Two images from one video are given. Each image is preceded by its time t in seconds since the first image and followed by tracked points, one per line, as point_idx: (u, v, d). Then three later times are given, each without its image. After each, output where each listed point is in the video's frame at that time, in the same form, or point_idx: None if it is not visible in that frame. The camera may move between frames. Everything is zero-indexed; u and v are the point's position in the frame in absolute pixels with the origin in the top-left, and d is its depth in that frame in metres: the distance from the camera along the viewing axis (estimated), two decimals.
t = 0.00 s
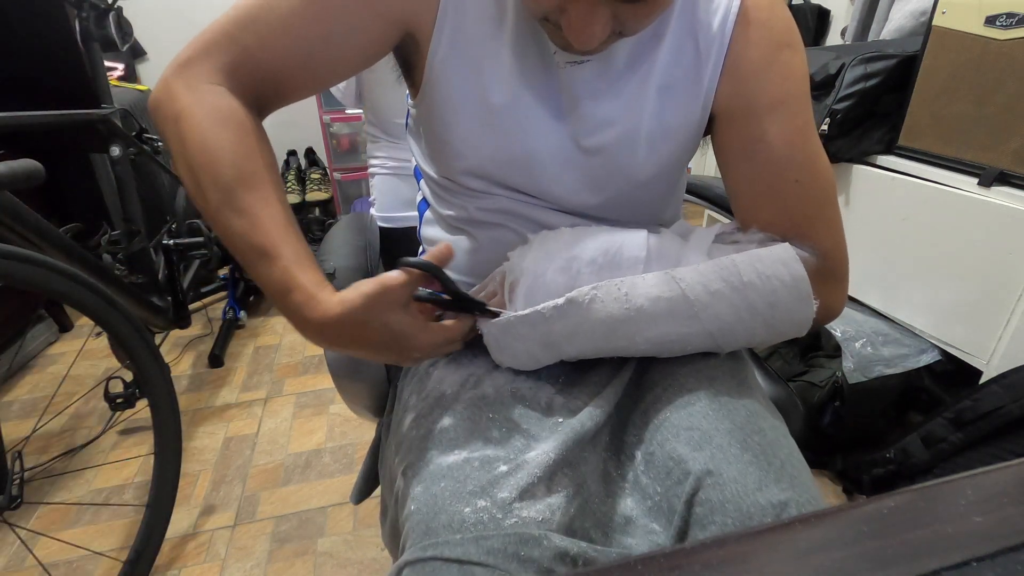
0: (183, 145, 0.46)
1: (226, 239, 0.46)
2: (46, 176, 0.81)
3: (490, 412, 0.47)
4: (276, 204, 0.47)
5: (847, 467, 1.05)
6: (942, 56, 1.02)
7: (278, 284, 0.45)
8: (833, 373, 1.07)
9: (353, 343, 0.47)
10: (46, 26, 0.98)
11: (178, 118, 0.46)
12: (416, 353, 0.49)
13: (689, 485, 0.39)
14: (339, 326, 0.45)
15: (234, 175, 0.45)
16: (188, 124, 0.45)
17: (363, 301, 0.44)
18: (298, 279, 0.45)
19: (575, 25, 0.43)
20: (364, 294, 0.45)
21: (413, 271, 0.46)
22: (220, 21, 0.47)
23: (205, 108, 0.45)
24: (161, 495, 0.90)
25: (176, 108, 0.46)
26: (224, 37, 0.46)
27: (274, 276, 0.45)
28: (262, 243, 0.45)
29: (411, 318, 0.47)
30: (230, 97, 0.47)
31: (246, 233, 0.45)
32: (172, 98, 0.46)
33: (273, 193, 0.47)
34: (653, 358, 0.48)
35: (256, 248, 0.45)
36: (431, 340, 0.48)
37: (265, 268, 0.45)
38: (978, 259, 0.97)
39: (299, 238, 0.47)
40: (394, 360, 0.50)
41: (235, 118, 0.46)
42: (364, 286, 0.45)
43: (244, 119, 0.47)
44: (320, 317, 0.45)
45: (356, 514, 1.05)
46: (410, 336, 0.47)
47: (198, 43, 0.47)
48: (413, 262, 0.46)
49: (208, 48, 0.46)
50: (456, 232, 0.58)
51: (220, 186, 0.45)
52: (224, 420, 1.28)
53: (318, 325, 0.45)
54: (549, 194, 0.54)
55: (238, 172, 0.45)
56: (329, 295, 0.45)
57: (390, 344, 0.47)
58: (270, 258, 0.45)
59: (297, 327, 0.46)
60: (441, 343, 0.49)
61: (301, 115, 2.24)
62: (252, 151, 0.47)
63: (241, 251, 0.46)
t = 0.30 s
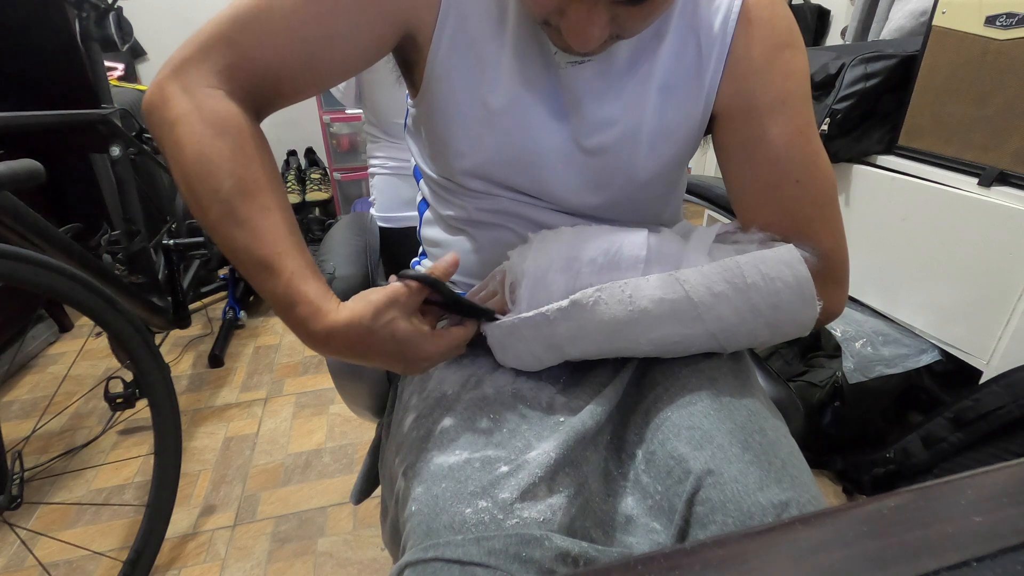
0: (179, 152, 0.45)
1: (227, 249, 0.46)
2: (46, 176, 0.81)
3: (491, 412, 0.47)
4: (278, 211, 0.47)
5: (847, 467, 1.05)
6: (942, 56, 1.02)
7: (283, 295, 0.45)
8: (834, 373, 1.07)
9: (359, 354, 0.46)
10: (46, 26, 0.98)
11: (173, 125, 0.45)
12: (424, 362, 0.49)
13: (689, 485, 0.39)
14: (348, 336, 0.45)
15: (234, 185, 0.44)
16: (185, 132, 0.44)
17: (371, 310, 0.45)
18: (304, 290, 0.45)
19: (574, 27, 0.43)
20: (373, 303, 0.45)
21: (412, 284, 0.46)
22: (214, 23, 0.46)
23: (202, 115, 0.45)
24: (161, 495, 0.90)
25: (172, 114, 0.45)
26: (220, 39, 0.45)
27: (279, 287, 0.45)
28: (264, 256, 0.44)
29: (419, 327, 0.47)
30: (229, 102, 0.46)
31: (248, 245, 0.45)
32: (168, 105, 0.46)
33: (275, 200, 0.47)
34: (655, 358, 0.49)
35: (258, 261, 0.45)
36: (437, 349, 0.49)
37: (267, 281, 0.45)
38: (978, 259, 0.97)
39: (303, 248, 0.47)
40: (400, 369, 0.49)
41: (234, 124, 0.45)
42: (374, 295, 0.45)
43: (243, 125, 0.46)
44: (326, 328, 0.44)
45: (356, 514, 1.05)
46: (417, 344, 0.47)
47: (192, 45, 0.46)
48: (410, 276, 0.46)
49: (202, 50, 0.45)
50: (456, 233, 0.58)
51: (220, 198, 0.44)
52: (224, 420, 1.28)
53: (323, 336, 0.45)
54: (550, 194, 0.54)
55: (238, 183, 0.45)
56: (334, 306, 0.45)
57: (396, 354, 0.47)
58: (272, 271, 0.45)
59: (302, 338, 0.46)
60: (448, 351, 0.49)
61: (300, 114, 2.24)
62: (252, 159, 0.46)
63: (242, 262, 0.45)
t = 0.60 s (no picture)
0: (180, 146, 0.44)
1: (230, 243, 0.45)
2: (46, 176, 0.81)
3: (490, 412, 0.47)
4: (279, 202, 0.46)
5: (847, 467, 1.05)
6: (942, 56, 1.02)
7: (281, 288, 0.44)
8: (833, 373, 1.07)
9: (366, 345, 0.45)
10: (47, 26, 0.98)
11: (173, 120, 0.45)
12: (429, 352, 0.49)
13: (689, 485, 0.39)
14: (358, 324, 0.44)
15: (239, 177, 0.44)
16: (184, 125, 0.44)
17: (383, 299, 0.44)
18: (308, 279, 0.44)
19: (575, 26, 0.43)
20: (382, 293, 0.44)
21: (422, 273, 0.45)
22: (214, 20, 0.46)
23: (203, 109, 0.44)
24: (161, 495, 0.90)
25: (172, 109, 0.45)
26: (220, 36, 0.45)
27: (281, 279, 0.43)
28: (270, 246, 0.43)
29: (426, 317, 0.47)
30: (229, 98, 0.46)
31: (254, 236, 0.43)
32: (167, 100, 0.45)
33: (275, 193, 0.46)
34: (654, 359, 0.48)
35: (264, 252, 0.43)
36: (443, 337, 0.49)
37: (270, 274, 0.44)
38: (978, 260, 0.97)
39: (303, 239, 0.46)
40: (403, 361, 0.49)
41: (235, 119, 0.45)
42: (382, 286, 0.44)
43: (243, 120, 0.46)
44: (337, 318, 0.43)
45: (356, 514, 1.04)
46: (425, 332, 0.47)
47: (191, 42, 0.46)
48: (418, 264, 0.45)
49: (202, 46, 0.45)
50: (456, 232, 0.58)
51: (224, 190, 0.43)
52: (224, 420, 1.28)
53: (333, 326, 0.43)
54: (550, 194, 0.54)
55: (243, 174, 0.44)
56: (341, 297, 0.44)
57: (405, 343, 0.47)
58: (279, 261, 0.43)
59: (306, 330, 0.45)
60: (452, 342, 0.50)
61: (300, 115, 2.24)
62: (254, 153, 0.45)
63: (247, 255, 0.44)
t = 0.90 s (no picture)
0: (177, 144, 0.44)
1: (227, 243, 0.45)
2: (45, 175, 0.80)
3: (491, 412, 0.47)
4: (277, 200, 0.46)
5: (847, 467, 1.05)
6: (942, 56, 1.02)
7: (278, 286, 0.43)
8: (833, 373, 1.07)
9: (362, 348, 0.45)
10: (47, 25, 0.98)
11: (170, 117, 0.45)
12: (424, 360, 0.48)
13: (689, 485, 0.39)
14: (351, 329, 0.43)
15: (235, 176, 0.44)
16: (181, 122, 0.44)
17: (379, 303, 0.44)
18: (304, 281, 0.44)
19: (577, 26, 0.43)
20: (382, 293, 0.45)
21: (416, 281, 0.47)
22: (212, 18, 0.46)
23: (200, 107, 0.44)
24: (161, 495, 0.90)
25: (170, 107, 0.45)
26: (219, 33, 0.45)
27: (277, 279, 0.43)
28: (266, 246, 0.43)
29: (423, 324, 0.47)
30: (228, 95, 0.46)
31: (250, 235, 0.43)
32: (165, 98, 0.45)
33: (274, 191, 0.46)
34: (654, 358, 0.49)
35: (260, 252, 0.43)
36: (439, 346, 0.48)
37: (266, 273, 0.44)
38: (979, 259, 0.97)
39: (300, 239, 0.46)
40: (400, 369, 0.48)
41: (232, 117, 0.45)
42: (382, 287, 0.45)
43: (241, 118, 0.46)
44: (334, 317, 0.43)
45: (356, 514, 1.04)
46: (420, 340, 0.46)
47: (189, 39, 0.46)
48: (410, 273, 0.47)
49: (201, 43, 0.45)
50: (456, 232, 0.58)
51: (220, 188, 0.43)
52: (224, 420, 1.28)
53: (330, 326, 0.43)
54: (551, 194, 0.54)
55: (238, 173, 0.44)
56: (340, 297, 0.44)
57: (399, 351, 0.46)
58: (275, 262, 0.43)
59: (303, 333, 0.44)
60: (448, 348, 0.49)
61: (300, 115, 2.24)
62: (252, 153, 0.45)
63: (243, 256, 0.44)
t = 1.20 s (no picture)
0: (183, 144, 0.44)
1: (232, 238, 0.44)
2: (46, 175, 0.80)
3: (491, 412, 0.47)
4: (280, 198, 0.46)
5: (847, 467, 1.05)
6: (942, 56, 1.02)
7: (285, 283, 0.44)
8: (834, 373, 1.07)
9: (371, 343, 0.45)
10: (47, 26, 0.98)
11: (174, 117, 0.45)
12: (433, 352, 0.48)
13: (689, 485, 0.39)
14: (360, 321, 0.44)
15: (242, 174, 0.44)
16: (185, 122, 0.44)
17: (389, 295, 0.44)
18: (313, 276, 0.44)
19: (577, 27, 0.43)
20: (390, 289, 0.44)
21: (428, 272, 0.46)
22: (214, 19, 0.46)
23: (205, 106, 0.44)
24: (161, 495, 0.90)
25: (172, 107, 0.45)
26: (221, 35, 0.45)
27: (284, 276, 0.43)
28: (274, 242, 0.43)
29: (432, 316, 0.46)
30: (230, 96, 0.46)
31: (257, 232, 0.43)
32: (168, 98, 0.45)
33: (277, 189, 0.46)
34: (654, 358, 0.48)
35: (268, 249, 0.43)
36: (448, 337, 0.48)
37: (275, 269, 0.44)
38: (979, 259, 0.97)
39: (305, 236, 0.46)
40: (406, 362, 0.48)
41: (236, 116, 0.45)
42: (390, 282, 0.45)
43: (244, 117, 0.46)
44: (343, 313, 0.43)
45: (356, 514, 1.04)
46: (429, 333, 0.46)
47: (192, 40, 0.46)
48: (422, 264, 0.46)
49: (203, 44, 0.45)
50: (456, 233, 0.58)
51: (228, 187, 0.43)
52: (224, 420, 1.28)
53: (339, 322, 0.43)
54: (551, 194, 0.54)
55: (245, 171, 0.44)
56: (348, 293, 0.44)
57: (409, 343, 0.46)
58: (282, 258, 0.43)
59: (311, 326, 0.45)
60: (456, 341, 0.48)
61: (300, 115, 2.24)
62: (256, 151, 0.45)
63: (249, 251, 0.44)
